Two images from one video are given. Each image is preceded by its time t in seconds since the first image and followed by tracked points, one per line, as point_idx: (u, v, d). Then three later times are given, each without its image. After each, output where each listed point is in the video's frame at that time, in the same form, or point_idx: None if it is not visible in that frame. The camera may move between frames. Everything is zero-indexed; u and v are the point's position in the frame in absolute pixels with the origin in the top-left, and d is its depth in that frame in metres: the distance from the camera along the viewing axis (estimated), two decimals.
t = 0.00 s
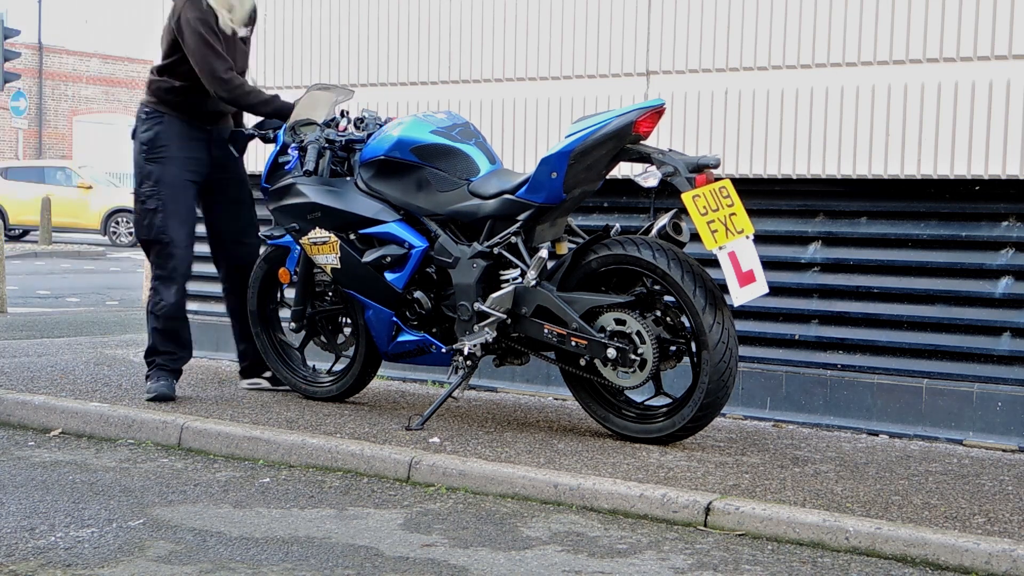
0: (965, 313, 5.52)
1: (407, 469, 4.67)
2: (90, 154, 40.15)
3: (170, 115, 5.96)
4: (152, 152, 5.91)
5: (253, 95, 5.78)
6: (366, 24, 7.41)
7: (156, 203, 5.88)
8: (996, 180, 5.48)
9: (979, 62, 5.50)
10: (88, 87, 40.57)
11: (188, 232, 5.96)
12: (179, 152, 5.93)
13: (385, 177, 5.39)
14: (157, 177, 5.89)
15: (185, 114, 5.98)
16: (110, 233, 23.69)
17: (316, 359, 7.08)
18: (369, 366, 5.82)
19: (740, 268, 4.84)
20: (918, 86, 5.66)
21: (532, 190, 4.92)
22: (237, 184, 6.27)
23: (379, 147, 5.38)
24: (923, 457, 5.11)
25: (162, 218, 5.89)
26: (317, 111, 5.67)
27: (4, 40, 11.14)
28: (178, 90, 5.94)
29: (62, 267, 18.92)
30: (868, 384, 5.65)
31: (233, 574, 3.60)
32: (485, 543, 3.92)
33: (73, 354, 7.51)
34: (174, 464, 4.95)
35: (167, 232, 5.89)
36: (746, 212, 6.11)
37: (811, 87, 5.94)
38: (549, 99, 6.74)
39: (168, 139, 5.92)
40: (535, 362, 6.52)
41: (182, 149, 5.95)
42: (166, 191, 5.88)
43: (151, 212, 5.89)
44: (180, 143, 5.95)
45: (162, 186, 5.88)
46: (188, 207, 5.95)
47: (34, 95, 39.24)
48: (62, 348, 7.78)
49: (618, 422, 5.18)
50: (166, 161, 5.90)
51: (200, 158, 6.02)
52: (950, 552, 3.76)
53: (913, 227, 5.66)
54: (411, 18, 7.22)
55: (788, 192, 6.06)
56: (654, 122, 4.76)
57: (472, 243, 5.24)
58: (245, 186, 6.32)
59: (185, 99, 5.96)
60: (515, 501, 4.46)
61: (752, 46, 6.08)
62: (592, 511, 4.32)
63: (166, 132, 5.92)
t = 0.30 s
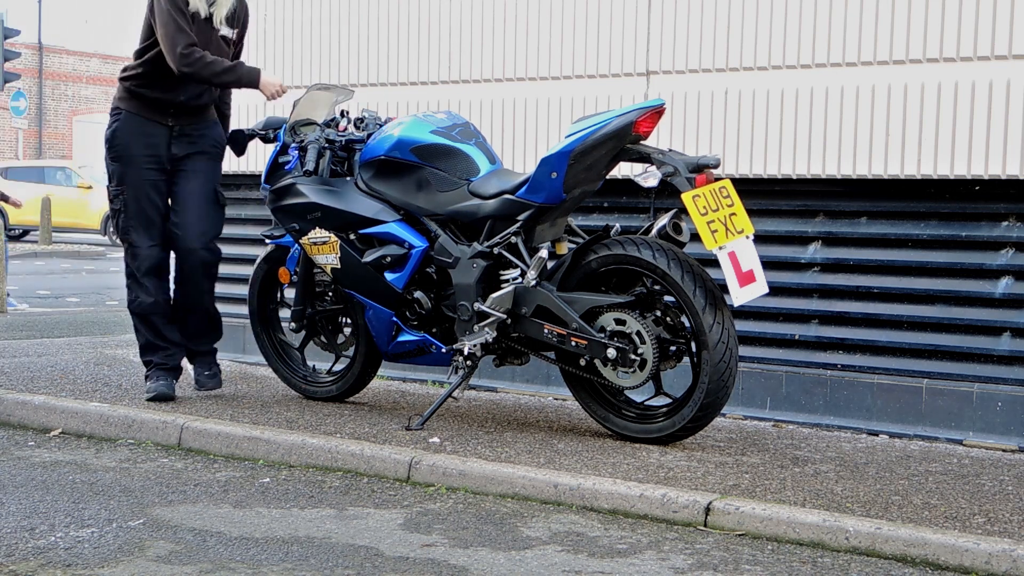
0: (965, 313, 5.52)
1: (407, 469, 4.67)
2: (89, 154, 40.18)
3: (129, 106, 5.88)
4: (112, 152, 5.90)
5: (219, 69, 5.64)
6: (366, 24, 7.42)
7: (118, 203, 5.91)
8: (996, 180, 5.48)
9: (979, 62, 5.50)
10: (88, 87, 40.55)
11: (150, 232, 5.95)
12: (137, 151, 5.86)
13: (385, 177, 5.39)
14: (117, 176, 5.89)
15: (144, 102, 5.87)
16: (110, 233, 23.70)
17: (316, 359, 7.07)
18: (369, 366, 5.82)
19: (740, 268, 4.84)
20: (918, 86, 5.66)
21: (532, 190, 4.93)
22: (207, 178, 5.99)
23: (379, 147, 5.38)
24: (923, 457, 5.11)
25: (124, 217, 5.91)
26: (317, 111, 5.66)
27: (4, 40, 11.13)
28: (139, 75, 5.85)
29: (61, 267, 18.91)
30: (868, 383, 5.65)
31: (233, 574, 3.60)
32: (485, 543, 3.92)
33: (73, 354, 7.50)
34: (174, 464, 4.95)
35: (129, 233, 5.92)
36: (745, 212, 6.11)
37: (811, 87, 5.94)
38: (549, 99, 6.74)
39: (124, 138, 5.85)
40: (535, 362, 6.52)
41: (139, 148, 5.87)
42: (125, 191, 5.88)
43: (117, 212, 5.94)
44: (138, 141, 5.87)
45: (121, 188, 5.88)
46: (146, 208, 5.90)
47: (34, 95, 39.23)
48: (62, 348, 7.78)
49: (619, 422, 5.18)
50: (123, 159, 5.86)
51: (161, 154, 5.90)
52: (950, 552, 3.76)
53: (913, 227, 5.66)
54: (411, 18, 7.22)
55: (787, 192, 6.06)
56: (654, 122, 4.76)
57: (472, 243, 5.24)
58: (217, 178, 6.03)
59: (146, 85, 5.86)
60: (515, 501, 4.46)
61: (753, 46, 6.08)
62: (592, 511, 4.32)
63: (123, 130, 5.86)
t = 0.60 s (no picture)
0: (965, 313, 5.52)
1: (408, 469, 4.67)
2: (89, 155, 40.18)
3: (120, 108, 5.53)
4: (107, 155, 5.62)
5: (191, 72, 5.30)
6: (366, 25, 7.41)
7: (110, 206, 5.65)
8: (996, 180, 5.49)
9: (979, 62, 5.50)
10: (88, 87, 40.54)
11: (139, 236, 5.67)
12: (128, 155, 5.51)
13: (385, 177, 5.39)
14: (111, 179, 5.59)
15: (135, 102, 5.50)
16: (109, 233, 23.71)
17: (316, 359, 7.07)
18: (369, 366, 5.82)
19: (740, 268, 4.84)
20: (918, 86, 5.66)
21: (532, 190, 4.93)
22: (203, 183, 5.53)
23: (379, 147, 5.38)
24: (923, 457, 5.10)
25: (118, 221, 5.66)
26: (317, 111, 5.66)
27: (5, 40, 11.13)
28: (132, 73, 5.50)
29: (61, 268, 18.91)
30: (868, 383, 5.64)
31: (233, 574, 3.60)
32: (485, 543, 3.92)
33: (73, 354, 7.50)
34: (174, 464, 4.95)
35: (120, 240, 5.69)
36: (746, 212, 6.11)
37: (810, 87, 5.94)
38: (549, 99, 6.74)
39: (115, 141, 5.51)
40: (535, 362, 6.52)
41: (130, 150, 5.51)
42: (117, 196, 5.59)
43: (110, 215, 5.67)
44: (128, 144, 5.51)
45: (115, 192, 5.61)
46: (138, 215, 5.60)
47: (34, 95, 39.21)
48: (62, 348, 7.78)
49: (618, 422, 5.19)
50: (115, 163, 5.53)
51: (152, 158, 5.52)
52: (950, 552, 3.76)
53: (913, 227, 5.66)
54: (411, 18, 7.22)
55: (788, 192, 6.06)
56: (654, 122, 4.76)
57: (472, 243, 5.24)
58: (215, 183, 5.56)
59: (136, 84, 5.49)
60: (515, 501, 4.46)
61: (752, 46, 6.08)
62: (592, 511, 4.32)
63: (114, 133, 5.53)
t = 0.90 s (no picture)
0: (965, 313, 5.52)
1: (408, 469, 4.67)
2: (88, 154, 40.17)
3: (138, 100, 5.30)
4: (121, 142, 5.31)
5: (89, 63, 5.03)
6: (366, 25, 7.41)
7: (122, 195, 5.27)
8: (996, 180, 5.49)
9: (980, 62, 5.50)
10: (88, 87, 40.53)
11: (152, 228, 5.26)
12: (147, 144, 5.30)
13: (385, 177, 5.39)
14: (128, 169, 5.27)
15: (153, 94, 5.30)
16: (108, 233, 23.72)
17: (316, 359, 7.07)
18: (369, 366, 5.83)
19: (740, 268, 4.85)
20: (918, 86, 5.66)
21: (532, 190, 4.93)
22: (223, 190, 5.51)
23: (379, 147, 5.37)
24: (923, 457, 5.11)
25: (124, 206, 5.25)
26: (317, 111, 5.66)
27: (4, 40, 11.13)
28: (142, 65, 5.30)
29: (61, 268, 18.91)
30: (868, 383, 5.64)
31: (233, 574, 3.60)
32: (484, 543, 3.92)
33: (74, 354, 7.51)
34: (174, 464, 4.95)
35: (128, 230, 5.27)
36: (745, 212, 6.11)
37: (811, 88, 5.94)
38: (549, 99, 6.74)
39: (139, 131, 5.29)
40: (535, 362, 6.52)
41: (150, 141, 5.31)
42: (134, 185, 5.27)
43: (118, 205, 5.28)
44: (150, 135, 5.31)
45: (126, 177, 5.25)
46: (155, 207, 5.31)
47: (34, 95, 39.19)
48: (62, 348, 7.78)
49: (618, 422, 5.19)
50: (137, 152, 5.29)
51: (172, 154, 5.36)
52: (950, 552, 3.76)
53: (913, 227, 5.66)
54: (411, 18, 7.22)
55: (787, 192, 6.06)
56: (654, 122, 4.76)
57: (472, 243, 5.24)
58: (233, 189, 5.55)
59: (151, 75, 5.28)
60: (515, 501, 4.46)
61: (753, 46, 6.08)
62: (592, 511, 4.32)
63: (134, 121, 5.29)
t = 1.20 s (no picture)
0: (965, 313, 5.52)
1: (408, 469, 4.67)
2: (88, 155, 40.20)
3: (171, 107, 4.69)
4: (151, 155, 4.64)
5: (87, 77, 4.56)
6: (366, 25, 7.41)
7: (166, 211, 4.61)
8: (996, 180, 5.49)
9: (979, 62, 5.50)
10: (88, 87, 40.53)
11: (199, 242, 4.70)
12: (188, 157, 4.70)
13: (385, 176, 5.38)
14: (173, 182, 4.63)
15: (184, 103, 4.71)
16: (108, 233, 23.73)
17: (316, 359, 7.07)
18: (369, 366, 5.83)
19: (740, 268, 4.85)
20: (918, 86, 5.66)
21: (532, 190, 4.92)
22: (235, 201, 5.07)
23: (379, 147, 5.36)
24: (923, 457, 5.10)
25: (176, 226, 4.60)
26: (317, 111, 5.67)
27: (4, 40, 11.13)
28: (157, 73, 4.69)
29: (61, 267, 18.92)
30: (868, 384, 5.63)
31: (233, 574, 3.60)
32: (485, 543, 3.92)
33: (74, 354, 7.51)
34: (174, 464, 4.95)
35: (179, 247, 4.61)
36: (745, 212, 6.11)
37: (810, 88, 5.94)
38: (549, 99, 6.74)
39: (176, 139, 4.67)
40: (535, 362, 6.52)
41: (188, 152, 4.72)
42: (184, 200, 4.66)
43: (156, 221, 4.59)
44: (184, 146, 4.70)
45: (172, 193, 4.62)
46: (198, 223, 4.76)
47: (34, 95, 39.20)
48: (62, 348, 7.78)
49: (618, 422, 5.19)
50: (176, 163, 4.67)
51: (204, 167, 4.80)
52: (950, 552, 3.76)
53: (913, 227, 5.66)
54: (412, 18, 7.22)
55: (788, 192, 6.06)
56: (654, 122, 4.76)
57: (472, 243, 5.24)
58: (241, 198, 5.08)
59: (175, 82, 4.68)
60: (515, 500, 4.46)
61: (752, 46, 6.08)
62: (592, 511, 4.32)
63: (167, 130, 4.66)
